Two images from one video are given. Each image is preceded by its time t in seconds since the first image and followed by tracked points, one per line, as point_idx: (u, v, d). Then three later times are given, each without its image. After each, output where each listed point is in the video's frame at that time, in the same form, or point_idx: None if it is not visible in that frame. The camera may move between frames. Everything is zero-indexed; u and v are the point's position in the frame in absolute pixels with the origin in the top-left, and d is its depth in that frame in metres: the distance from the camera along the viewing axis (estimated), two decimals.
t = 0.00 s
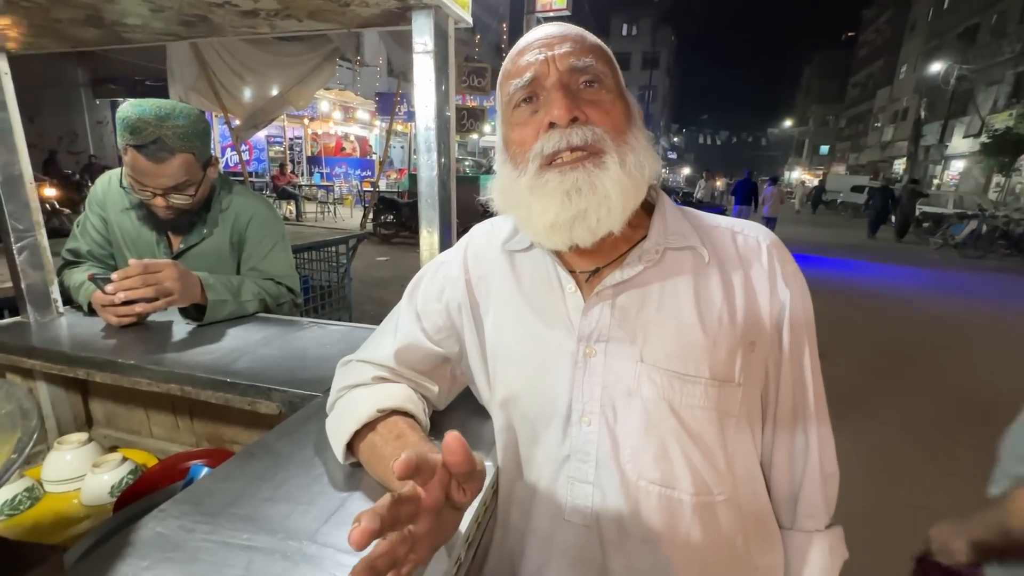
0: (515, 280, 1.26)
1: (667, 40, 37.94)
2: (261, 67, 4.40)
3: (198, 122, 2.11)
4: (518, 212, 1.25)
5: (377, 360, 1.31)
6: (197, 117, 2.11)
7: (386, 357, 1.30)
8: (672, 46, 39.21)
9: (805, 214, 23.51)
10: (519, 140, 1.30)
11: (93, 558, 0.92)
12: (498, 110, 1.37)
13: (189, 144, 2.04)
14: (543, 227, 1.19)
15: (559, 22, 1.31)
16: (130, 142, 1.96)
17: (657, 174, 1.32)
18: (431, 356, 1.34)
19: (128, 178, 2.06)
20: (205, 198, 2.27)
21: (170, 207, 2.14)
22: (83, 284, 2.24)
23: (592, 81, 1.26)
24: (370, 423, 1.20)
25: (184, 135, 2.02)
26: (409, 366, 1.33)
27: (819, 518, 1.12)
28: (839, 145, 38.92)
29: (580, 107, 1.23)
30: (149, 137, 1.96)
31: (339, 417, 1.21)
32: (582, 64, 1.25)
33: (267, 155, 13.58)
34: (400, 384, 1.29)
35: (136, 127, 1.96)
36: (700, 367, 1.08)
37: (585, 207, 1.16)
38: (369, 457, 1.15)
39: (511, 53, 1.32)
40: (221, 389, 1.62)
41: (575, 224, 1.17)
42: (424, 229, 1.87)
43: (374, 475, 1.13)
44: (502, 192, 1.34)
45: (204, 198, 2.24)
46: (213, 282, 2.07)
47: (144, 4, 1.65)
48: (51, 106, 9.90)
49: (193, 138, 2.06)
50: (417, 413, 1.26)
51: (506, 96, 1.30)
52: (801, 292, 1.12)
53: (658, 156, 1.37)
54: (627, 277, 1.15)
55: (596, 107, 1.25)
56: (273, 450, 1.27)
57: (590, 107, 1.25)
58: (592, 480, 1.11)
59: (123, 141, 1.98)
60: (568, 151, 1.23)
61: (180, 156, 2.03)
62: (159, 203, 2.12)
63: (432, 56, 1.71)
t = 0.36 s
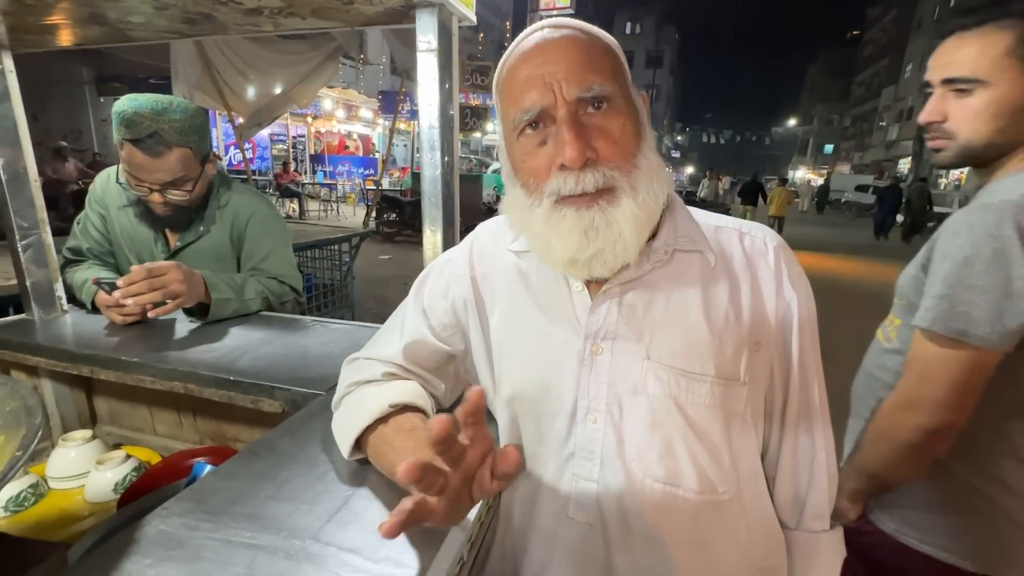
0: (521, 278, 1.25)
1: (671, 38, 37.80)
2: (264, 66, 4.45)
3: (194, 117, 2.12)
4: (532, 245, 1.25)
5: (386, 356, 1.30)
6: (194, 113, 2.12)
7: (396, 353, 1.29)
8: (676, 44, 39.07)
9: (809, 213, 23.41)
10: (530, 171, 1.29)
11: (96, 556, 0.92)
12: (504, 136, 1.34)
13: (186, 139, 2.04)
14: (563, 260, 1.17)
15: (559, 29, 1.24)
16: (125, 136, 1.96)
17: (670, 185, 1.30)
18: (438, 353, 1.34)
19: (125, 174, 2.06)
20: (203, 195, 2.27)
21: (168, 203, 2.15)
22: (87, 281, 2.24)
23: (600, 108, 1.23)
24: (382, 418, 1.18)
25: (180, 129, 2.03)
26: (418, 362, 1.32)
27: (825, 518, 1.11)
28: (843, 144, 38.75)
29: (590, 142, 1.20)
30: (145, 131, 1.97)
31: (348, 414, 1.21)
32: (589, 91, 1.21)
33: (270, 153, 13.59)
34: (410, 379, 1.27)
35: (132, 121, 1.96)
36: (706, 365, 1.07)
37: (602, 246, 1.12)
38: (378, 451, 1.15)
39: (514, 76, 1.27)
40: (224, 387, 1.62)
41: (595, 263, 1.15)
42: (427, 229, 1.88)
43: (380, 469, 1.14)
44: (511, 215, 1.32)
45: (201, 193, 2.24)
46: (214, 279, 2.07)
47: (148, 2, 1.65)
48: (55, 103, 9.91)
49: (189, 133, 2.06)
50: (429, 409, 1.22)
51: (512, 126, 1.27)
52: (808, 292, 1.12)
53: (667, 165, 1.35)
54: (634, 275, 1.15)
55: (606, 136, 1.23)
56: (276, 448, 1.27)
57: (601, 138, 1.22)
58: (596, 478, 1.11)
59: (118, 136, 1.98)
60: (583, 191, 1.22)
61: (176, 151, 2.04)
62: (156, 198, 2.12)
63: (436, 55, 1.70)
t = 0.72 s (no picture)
0: (523, 277, 1.25)
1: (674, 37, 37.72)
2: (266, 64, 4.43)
3: (187, 110, 2.10)
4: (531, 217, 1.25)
5: (385, 357, 1.30)
6: (187, 106, 2.10)
7: (395, 353, 1.30)
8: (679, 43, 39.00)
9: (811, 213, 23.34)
10: (534, 141, 1.29)
11: (95, 552, 0.92)
12: (514, 105, 1.35)
13: (178, 132, 2.03)
14: (556, 238, 1.17)
15: (581, 10, 1.27)
16: (118, 131, 1.96)
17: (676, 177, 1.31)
18: (439, 352, 1.34)
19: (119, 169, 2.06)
20: (199, 191, 2.27)
21: (163, 199, 2.15)
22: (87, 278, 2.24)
23: (612, 81, 1.24)
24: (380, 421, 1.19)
25: (172, 122, 2.02)
26: (416, 362, 1.32)
27: (829, 523, 1.11)
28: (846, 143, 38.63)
29: (598, 112, 1.21)
30: (136, 125, 1.96)
31: (347, 415, 1.21)
32: (602, 64, 1.23)
33: (272, 151, 13.59)
34: (408, 381, 1.28)
35: (123, 115, 1.96)
36: (709, 368, 1.06)
37: (599, 222, 1.15)
38: (377, 453, 1.14)
39: (531, 47, 1.28)
40: (225, 383, 1.62)
41: (588, 237, 1.15)
42: (429, 225, 1.87)
43: (379, 469, 1.12)
44: (515, 189, 1.34)
45: (197, 189, 2.25)
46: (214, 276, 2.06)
47: None
48: (58, 101, 9.92)
49: (182, 126, 2.05)
50: (428, 411, 1.25)
51: (523, 93, 1.28)
52: (815, 294, 1.11)
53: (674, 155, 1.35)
54: (636, 276, 1.14)
55: (615, 111, 1.23)
56: (277, 445, 1.27)
57: (609, 111, 1.22)
58: (597, 481, 1.10)
59: (111, 130, 1.98)
60: (585, 160, 1.22)
61: (168, 145, 2.03)
62: (152, 194, 2.12)
63: (438, 50, 1.70)
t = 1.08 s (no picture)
0: (524, 273, 1.25)
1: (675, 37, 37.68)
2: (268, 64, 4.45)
3: (187, 107, 2.11)
4: (536, 203, 1.24)
5: (382, 356, 1.30)
6: (187, 103, 2.11)
7: (393, 352, 1.30)
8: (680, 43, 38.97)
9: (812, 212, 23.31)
10: (539, 127, 1.28)
11: (94, 554, 0.91)
12: (517, 96, 1.34)
13: (177, 127, 2.03)
14: (562, 219, 1.18)
15: (583, 10, 1.30)
16: (119, 126, 1.96)
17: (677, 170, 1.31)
18: (437, 352, 1.33)
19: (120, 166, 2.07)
20: (200, 189, 2.26)
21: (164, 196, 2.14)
22: (88, 277, 2.24)
23: (618, 68, 1.25)
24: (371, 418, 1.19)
25: (172, 117, 2.02)
26: (414, 362, 1.31)
27: (833, 522, 1.10)
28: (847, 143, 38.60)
29: (604, 95, 1.21)
30: (135, 120, 1.96)
31: (341, 414, 1.21)
32: (607, 51, 1.24)
33: (274, 151, 13.61)
34: (404, 380, 1.27)
35: (123, 110, 1.96)
36: (710, 364, 1.06)
37: (607, 201, 1.14)
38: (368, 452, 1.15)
39: (535, 38, 1.30)
40: (225, 384, 1.62)
41: (596, 218, 1.15)
42: (429, 225, 1.87)
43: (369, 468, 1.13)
44: (519, 177, 1.33)
45: (198, 186, 2.23)
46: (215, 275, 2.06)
47: None
48: (60, 101, 9.94)
49: (182, 122, 2.05)
50: (420, 412, 1.23)
51: (527, 82, 1.28)
52: (818, 291, 1.10)
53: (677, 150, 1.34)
54: (638, 272, 1.14)
55: (620, 96, 1.23)
56: (276, 446, 1.26)
57: (615, 97, 1.23)
58: (597, 477, 1.10)
59: (111, 126, 1.99)
60: (592, 141, 1.21)
61: (168, 139, 2.03)
62: (152, 190, 2.11)
63: (438, 49, 1.69)
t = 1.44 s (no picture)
0: (529, 271, 1.25)
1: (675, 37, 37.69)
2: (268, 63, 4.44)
3: (187, 103, 2.11)
4: (545, 222, 1.22)
5: (379, 351, 1.29)
6: (188, 99, 2.10)
7: (389, 347, 1.29)
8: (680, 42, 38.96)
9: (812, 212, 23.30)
10: (542, 147, 1.27)
11: (96, 553, 0.91)
12: (512, 116, 1.32)
13: (177, 123, 2.03)
14: (582, 237, 1.16)
15: (567, 14, 1.26)
16: (119, 122, 1.96)
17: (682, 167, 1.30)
18: (435, 349, 1.32)
19: (120, 162, 2.07)
20: (201, 187, 2.26)
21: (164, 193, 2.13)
22: (89, 276, 2.24)
23: (611, 79, 1.23)
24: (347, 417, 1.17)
25: (172, 113, 2.02)
26: (410, 358, 1.30)
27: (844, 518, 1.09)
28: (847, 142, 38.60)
29: (604, 110, 1.20)
30: (135, 115, 1.95)
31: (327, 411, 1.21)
32: (599, 62, 1.22)
33: (273, 150, 13.61)
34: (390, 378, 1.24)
35: (123, 106, 1.95)
36: (719, 360, 1.06)
37: (622, 215, 1.13)
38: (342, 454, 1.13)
39: (522, 55, 1.27)
40: (227, 383, 1.61)
41: (613, 233, 1.14)
42: (431, 224, 1.86)
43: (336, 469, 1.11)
44: (523, 197, 1.30)
45: (199, 182, 2.22)
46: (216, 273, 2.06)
47: None
48: (60, 101, 9.95)
49: (182, 118, 2.05)
50: (401, 411, 1.17)
51: (523, 103, 1.26)
52: (825, 286, 1.10)
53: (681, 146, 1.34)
54: (646, 269, 1.13)
55: (619, 106, 1.22)
56: (278, 444, 1.26)
57: (614, 108, 1.22)
58: (605, 474, 1.10)
59: (111, 122, 1.99)
60: (599, 159, 1.21)
61: (167, 135, 2.03)
62: (152, 187, 2.09)
63: (440, 47, 1.69)
